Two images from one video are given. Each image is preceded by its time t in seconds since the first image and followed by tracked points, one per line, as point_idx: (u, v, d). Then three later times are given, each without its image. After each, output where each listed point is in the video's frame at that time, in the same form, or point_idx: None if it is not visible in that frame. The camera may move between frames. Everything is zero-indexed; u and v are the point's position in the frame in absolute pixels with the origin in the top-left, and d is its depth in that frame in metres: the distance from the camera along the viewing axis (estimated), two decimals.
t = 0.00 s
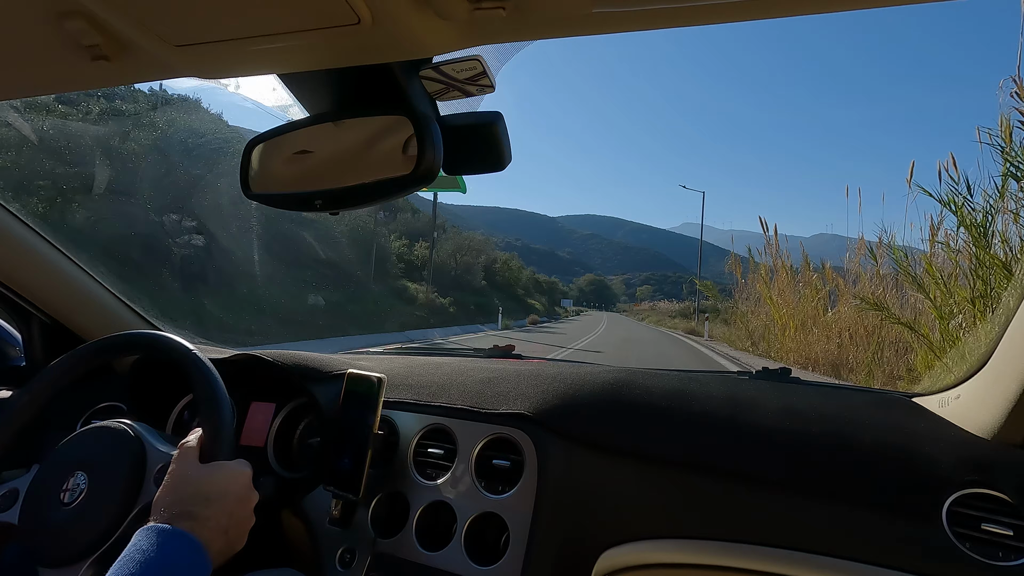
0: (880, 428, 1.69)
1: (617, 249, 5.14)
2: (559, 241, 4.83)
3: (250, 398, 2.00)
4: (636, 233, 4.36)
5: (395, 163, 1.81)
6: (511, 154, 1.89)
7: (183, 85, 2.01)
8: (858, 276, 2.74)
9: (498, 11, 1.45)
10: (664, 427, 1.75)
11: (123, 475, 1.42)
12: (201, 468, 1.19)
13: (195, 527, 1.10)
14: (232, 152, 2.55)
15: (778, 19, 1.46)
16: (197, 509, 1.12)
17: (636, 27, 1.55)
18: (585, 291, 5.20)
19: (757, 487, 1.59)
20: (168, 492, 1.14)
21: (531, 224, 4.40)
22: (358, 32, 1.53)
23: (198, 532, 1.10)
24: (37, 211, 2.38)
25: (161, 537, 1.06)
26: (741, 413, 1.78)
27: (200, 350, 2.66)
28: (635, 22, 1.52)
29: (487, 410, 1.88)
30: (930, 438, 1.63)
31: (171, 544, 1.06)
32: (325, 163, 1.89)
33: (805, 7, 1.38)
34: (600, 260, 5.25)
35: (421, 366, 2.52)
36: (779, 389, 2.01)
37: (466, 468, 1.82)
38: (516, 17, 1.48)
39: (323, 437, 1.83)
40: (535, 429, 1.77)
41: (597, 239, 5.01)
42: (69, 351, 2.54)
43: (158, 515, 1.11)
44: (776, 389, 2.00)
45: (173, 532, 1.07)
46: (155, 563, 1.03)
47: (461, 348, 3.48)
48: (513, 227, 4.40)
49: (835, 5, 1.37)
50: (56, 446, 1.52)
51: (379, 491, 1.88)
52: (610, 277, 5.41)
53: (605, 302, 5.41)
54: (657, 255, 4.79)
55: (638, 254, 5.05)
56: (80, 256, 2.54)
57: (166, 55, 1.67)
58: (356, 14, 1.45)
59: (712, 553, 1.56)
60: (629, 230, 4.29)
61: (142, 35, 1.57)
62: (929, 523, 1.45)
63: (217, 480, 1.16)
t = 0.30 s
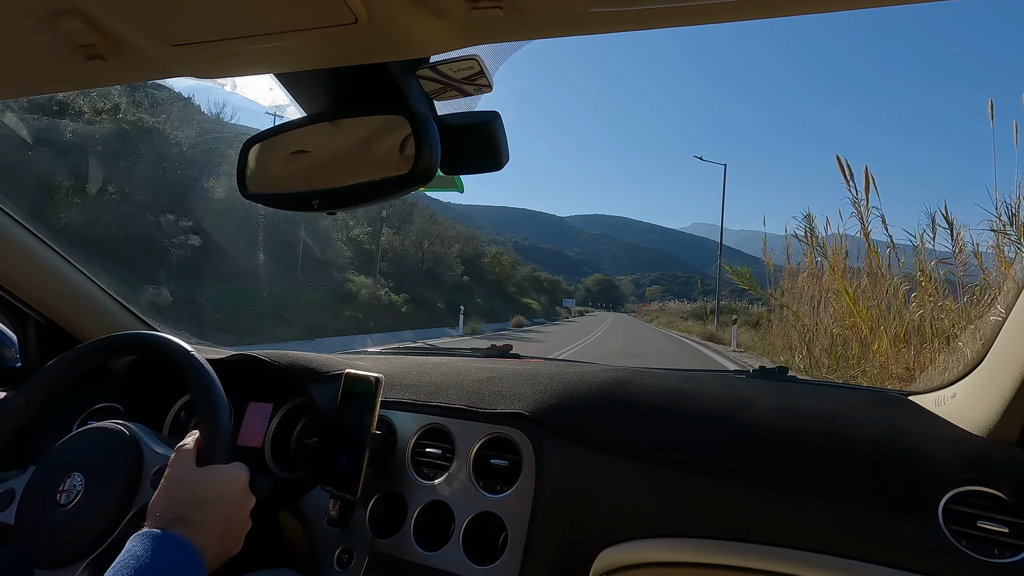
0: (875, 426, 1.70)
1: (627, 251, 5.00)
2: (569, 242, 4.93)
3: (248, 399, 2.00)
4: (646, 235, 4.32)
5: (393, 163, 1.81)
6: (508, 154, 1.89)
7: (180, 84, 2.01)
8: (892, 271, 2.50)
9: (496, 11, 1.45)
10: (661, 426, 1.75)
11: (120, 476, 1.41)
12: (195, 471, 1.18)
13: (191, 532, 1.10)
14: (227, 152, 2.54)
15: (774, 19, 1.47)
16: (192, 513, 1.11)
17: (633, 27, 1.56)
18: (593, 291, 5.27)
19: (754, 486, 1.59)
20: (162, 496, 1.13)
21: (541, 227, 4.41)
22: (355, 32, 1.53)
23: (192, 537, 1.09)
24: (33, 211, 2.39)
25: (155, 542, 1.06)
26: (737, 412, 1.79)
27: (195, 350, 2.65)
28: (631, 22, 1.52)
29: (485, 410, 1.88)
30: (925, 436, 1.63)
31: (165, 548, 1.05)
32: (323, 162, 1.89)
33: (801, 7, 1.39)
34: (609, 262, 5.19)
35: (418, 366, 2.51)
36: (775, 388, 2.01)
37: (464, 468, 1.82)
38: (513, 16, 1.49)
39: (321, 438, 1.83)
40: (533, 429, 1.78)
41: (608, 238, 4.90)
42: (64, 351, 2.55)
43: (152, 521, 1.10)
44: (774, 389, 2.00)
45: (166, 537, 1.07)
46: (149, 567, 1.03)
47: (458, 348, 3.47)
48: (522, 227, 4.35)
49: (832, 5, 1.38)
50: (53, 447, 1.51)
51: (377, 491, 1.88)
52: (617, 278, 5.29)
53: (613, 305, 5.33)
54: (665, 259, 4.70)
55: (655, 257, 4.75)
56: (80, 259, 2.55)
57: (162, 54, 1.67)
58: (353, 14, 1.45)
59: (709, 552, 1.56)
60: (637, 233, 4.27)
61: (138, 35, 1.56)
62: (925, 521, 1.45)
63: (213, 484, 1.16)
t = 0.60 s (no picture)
0: (871, 425, 1.70)
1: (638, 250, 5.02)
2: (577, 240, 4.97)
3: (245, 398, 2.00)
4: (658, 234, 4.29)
5: (390, 161, 1.80)
6: (506, 153, 1.89)
7: (176, 82, 2.00)
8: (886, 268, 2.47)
9: (493, 10, 1.45)
10: (658, 426, 1.75)
11: (114, 476, 1.41)
12: (190, 476, 1.17)
13: (183, 541, 1.10)
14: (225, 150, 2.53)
15: (773, 19, 1.46)
16: (183, 522, 1.11)
17: (630, 26, 1.55)
18: (601, 292, 4.67)
19: (750, 485, 1.59)
20: (154, 502, 1.13)
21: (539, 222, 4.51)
22: (352, 30, 1.52)
23: (183, 545, 1.09)
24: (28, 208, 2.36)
25: (145, 549, 1.05)
26: (734, 411, 1.79)
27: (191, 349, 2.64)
28: (629, 21, 1.52)
29: (481, 409, 1.88)
30: (921, 435, 1.64)
31: (154, 554, 1.05)
32: (320, 162, 1.88)
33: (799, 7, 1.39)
34: (619, 262, 5.09)
35: (416, 365, 2.51)
36: (772, 388, 2.02)
37: (461, 467, 1.82)
38: (511, 15, 1.48)
39: (317, 437, 1.83)
40: (530, 428, 1.78)
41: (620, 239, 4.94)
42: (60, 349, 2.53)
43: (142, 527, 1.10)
44: (771, 388, 2.01)
45: (157, 544, 1.07)
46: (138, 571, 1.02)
47: (457, 347, 3.46)
48: (528, 226, 4.58)
49: (831, 5, 1.38)
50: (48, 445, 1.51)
51: (373, 490, 1.87)
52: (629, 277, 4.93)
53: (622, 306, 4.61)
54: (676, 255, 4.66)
55: (666, 255, 4.86)
56: (73, 256, 2.51)
57: (158, 52, 1.66)
58: (350, 12, 1.44)
59: (705, 550, 1.56)
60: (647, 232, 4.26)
61: (134, 32, 1.56)
62: (920, 519, 1.45)
63: (205, 491, 1.16)
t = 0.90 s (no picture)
0: (870, 425, 1.71)
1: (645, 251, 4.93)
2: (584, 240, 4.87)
3: (242, 398, 1.99)
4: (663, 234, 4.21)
5: (388, 163, 1.80)
6: (505, 154, 1.89)
7: (175, 83, 2.00)
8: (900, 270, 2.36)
9: (492, 11, 1.45)
10: (657, 427, 1.75)
11: (113, 479, 1.40)
12: (184, 493, 1.16)
13: (170, 561, 1.09)
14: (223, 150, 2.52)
15: (772, 18, 1.46)
16: (170, 541, 1.10)
17: (629, 27, 1.56)
18: (608, 292, 4.81)
19: (749, 485, 1.59)
20: (144, 520, 1.12)
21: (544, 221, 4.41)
22: (351, 31, 1.52)
23: (172, 565, 1.09)
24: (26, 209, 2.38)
25: (130, 567, 1.05)
26: (733, 412, 1.80)
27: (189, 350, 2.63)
28: (629, 22, 1.52)
29: (480, 410, 1.88)
30: (919, 435, 1.64)
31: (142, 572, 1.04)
32: (319, 162, 1.88)
33: (798, 8, 1.39)
34: (627, 262, 4.92)
35: (414, 366, 2.51)
36: (770, 388, 2.02)
37: (460, 468, 1.82)
38: (510, 17, 1.48)
39: (316, 437, 1.83)
40: (530, 429, 1.78)
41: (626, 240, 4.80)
42: (58, 350, 2.55)
43: (131, 546, 1.09)
44: (770, 388, 2.01)
45: (144, 562, 1.06)
46: None
47: (455, 348, 3.45)
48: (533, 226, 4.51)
49: (830, 6, 1.38)
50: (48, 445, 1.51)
51: (373, 491, 1.87)
52: (637, 278, 4.71)
53: (629, 304, 4.81)
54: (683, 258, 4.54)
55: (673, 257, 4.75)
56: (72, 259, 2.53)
57: (157, 53, 1.66)
58: (349, 13, 1.44)
59: (704, 551, 1.56)
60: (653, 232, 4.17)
61: (133, 33, 1.56)
62: (919, 520, 1.45)
63: (196, 513, 1.15)
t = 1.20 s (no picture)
0: (871, 428, 1.71)
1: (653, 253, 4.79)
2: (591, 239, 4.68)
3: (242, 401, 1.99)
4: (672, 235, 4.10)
5: (389, 165, 1.80)
6: (506, 157, 1.89)
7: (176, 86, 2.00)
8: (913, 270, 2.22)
9: (493, 14, 1.45)
10: (657, 430, 1.75)
11: (113, 480, 1.40)
12: (184, 498, 1.16)
13: (168, 566, 1.08)
14: (223, 153, 2.52)
15: (773, 20, 1.46)
16: (170, 548, 1.09)
17: (630, 30, 1.56)
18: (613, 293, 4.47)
19: (750, 488, 1.59)
20: (143, 526, 1.11)
21: (547, 219, 4.26)
22: (352, 34, 1.53)
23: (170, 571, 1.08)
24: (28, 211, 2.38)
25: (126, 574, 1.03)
26: (734, 415, 1.79)
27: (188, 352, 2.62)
28: (629, 25, 1.52)
29: (480, 413, 1.88)
30: (920, 438, 1.64)
31: None
32: (319, 165, 1.88)
33: (800, 11, 1.39)
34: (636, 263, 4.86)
35: (415, 369, 2.50)
36: (771, 391, 2.02)
37: (461, 471, 1.82)
38: (510, 20, 1.49)
39: (316, 440, 1.83)
40: (531, 432, 1.78)
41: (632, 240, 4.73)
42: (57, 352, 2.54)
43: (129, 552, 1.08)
44: (771, 391, 2.01)
45: (142, 569, 1.05)
46: None
47: (455, 351, 3.43)
48: (538, 224, 4.35)
49: (831, 8, 1.37)
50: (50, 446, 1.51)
51: (372, 494, 1.87)
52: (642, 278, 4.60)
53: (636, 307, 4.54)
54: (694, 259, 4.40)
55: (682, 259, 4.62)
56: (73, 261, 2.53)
57: (159, 56, 1.66)
58: (350, 16, 1.45)
59: (705, 554, 1.56)
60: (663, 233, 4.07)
61: (134, 36, 1.56)
62: (920, 523, 1.45)
63: (195, 519, 1.15)
